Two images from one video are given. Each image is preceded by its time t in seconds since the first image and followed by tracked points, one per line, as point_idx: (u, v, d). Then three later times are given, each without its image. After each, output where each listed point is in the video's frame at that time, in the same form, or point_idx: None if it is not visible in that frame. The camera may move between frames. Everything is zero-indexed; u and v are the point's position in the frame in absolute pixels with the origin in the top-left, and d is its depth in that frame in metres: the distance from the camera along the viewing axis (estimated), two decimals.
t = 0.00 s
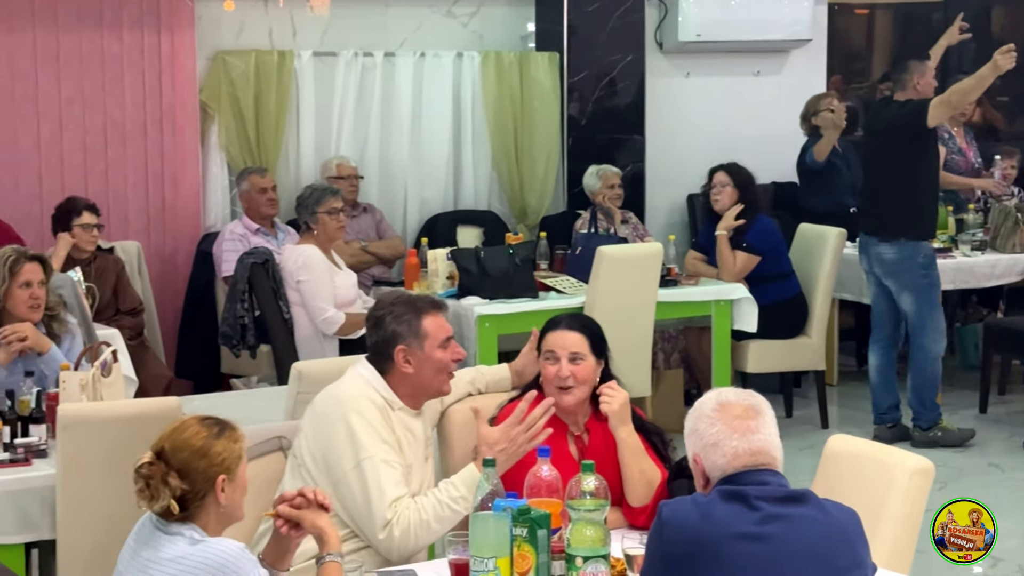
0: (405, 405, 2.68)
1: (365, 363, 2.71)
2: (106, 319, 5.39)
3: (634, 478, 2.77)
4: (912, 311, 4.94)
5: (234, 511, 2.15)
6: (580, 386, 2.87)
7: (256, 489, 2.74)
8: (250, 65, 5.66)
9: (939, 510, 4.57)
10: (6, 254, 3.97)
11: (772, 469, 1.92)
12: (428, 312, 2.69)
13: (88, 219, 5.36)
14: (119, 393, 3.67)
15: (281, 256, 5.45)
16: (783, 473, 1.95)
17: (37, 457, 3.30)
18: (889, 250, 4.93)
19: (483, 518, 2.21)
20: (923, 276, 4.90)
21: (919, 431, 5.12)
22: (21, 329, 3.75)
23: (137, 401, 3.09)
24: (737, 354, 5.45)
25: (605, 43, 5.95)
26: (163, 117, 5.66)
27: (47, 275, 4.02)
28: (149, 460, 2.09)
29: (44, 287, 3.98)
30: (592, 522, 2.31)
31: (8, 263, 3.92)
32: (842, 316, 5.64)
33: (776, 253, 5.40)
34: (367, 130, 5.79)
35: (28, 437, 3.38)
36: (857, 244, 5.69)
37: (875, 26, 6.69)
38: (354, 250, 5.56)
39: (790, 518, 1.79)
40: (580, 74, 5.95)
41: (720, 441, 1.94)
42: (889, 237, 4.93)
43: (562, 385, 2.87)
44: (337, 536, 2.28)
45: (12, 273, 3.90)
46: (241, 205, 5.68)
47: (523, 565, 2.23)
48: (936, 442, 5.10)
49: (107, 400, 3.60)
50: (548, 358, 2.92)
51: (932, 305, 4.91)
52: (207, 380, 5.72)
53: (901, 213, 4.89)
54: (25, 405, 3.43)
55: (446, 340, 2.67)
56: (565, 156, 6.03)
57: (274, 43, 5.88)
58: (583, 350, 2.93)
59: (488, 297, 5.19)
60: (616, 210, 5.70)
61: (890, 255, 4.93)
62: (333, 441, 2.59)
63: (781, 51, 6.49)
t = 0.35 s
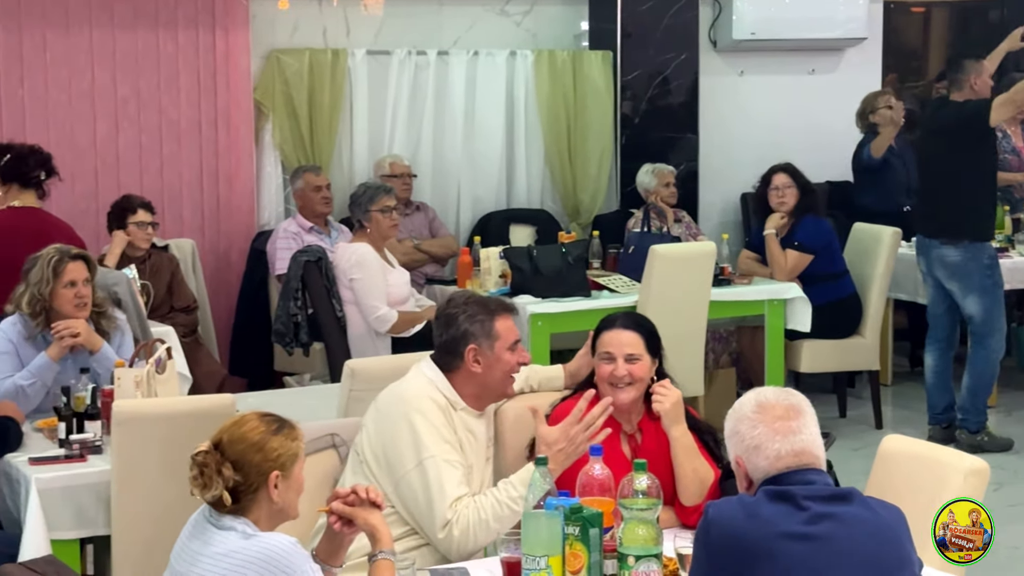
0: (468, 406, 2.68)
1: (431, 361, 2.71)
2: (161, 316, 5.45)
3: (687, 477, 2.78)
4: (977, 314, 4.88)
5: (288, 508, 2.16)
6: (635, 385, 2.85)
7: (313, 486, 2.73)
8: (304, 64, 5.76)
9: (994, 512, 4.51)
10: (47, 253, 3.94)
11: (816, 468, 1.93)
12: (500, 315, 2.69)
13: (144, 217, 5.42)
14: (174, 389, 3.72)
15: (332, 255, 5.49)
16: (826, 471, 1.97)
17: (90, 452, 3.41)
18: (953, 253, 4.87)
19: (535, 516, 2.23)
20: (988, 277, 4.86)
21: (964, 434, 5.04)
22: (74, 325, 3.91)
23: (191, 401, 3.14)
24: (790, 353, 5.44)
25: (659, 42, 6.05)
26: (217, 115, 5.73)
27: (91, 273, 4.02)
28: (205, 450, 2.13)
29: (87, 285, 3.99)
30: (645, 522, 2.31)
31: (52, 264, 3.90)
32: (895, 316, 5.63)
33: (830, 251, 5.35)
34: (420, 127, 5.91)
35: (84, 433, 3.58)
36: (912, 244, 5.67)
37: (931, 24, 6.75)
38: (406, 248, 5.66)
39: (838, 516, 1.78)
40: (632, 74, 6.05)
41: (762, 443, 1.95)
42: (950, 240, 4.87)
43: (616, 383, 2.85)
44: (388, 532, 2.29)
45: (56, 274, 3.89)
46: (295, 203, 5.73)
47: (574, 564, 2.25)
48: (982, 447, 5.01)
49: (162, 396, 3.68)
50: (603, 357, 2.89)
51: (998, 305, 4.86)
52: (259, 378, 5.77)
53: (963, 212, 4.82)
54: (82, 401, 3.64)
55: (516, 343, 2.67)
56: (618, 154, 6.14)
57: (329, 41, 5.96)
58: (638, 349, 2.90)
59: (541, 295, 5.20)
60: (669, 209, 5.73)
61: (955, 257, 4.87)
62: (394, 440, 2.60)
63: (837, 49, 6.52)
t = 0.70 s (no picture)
0: (493, 403, 2.65)
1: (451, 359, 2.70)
2: (206, 314, 5.50)
3: (731, 476, 2.75)
4: None
5: (333, 508, 2.16)
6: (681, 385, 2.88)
7: (355, 486, 2.78)
8: (350, 61, 5.84)
9: None
10: (87, 252, 4.01)
11: (850, 465, 2.00)
12: (530, 314, 2.66)
13: (189, 214, 5.47)
14: (219, 387, 3.81)
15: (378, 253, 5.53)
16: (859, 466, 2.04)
17: (136, 449, 3.55)
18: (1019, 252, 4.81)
19: (578, 516, 2.26)
20: None
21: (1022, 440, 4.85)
22: (119, 322, 3.95)
23: (232, 395, 3.25)
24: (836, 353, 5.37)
25: (703, 39, 6.19)
26: (262, 113, 5.82)
27: (132, 271, 4.09)
28: (254, 447, 2.14)
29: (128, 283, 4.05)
30: (688, 521, 2.32)
31: (92, 262, 3.97)
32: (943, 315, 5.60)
33: (876, 251, 5.34)
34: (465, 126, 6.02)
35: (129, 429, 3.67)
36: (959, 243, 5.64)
37: (981, 22, 6.73)
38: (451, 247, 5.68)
39: (873, 515, 1.88)
40: (678, 70, 6.20)
41: (795, 446, 2.01)
42: (1018, 239, 4.80)
43: (664, 384, 2.87)
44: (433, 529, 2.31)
45: (97, 272, 3.96)
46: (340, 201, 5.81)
47: (618, 562, 2.26)
48: None
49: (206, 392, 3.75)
50: (649, 358, 2.91)
51: None
52: (305, 376, 5.80)
53: None
54: (127, 397, 3.70)
55: (545, 342, 2.64)
56: (663, 153, 6.26)
57: (374, 40, 6.03)
58: (685, 350, 2.94)
59: (585, 294, 5.21)
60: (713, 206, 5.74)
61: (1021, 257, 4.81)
62: (421, 439, 2.60)
63: (883, 47, 6.59)
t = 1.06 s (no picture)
0: (497, 396, 2.71)
1: (452, 355, 2.77)
2: (247, 310, 5.59)
3: (771, 474, 2.77)
4: None
5: (376, 501, 2.16)
6: (718, 380, 2.91)
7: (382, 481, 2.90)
8: (390, 59, 5.91)
9: None
10: (138, 248, 4.07)
11: (882, 462, 2.02)
12: (520, 306, 2.67)
13: (231, 211, 5.52)
14: (260, 381, 3.87)
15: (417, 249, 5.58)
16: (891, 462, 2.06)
17: (177, 444, 3.54)
18: None
19: (619, 512, 2.28)
20: None
21: None
22: (163, 318, 3.98)
23: (273, 391, 3.28)
24: (877, 350, 5.34)
25: (744, 37, 6.26)
26: (303, 110, 5.87)
27: (180, 267, 4.14)
28: (295, 444, 2.12)
29: (178, 279, 4.10)
30: (732, 517, 2.33)
31: (142, 257, 4.03)
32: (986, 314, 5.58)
33: (917, 249, 5.35)
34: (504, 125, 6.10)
35: (171, 424, 3.67)
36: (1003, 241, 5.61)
37: None
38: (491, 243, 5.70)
39: (910, 509, 1.90)
40: (719, 67, 6.27)
41: (826, 445, 2.03)
42: None
43: (700, 380, 2.90)
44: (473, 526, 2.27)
45: (147, 267, 4.01)
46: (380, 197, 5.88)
47: (658, 559, 2.27)
48: None
49: (249, 388, 3.79)
50: (686, 354, 2.94)
51: None
52: (345, 372, 5.85)
53: None
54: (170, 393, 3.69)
55: (538, 334, 2.65)
56: (703, 151, 6.35)
57: (415, 37, 6.08)
58: (720, 343, 2.95)
59: (625, 292, 5.24)
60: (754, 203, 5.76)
61: None
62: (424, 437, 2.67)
63: (925, 44, 6.64)
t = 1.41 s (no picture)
0: (497, 387, 3.07)
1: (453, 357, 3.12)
2: (282, 304, 5.65)
3: (804, 470, 2.84)
4: None
5: (407, 493, 2.21)
6: (754, 372, 2.93)
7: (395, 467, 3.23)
8: (425, 54, 6.00)
9: None
10: (184, 240, 4.12)
11: (912, 456, 2.03)
12: (512, 294, 3.09)
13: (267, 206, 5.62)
14: (295, 377, 3.85)
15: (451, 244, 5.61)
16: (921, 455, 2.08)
17: (212, 438, 3.63)
18: None
19: (653, 506, 2.29)
20: None
21: None
22: (200, 313, 4.03)
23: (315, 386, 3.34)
24: (912, 347, 5.35)
25: (780, 31, 6.29)
26: (339, 106, 5.93)
27: (223, 261, 4.19)
28: (326, 442, 2.17)
29: (222, 273, 4.16)
30: (767, 515, 2.27)
31: (188, 250, 4.08)
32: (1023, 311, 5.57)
33: (954, 245, 5.34)
34: (540, 120, 6.18)
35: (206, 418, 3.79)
36: None
37: None
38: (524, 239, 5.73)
39: (942, 504, 1.92)
40: (755, 63, 6.31)
41: (855, 442, 2.05)
42: None
43: (735, 372, 2.93)
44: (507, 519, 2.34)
45: (191, 260, 4.07)
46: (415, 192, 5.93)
47: (693, 553, 2.29)
48: None
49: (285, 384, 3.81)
50: (720, 346, 2.97)
51: None
52: (380, 367, 5.87)
53: None
54: (204, 387, 3.82)
55: (532, 320, 3.05)
56: (738, 146, 6.42)
57: (450, 32, 6.17)
58: (756, 336, 2.97)
59: (659, 287, 5.28)
60: (790, 199, 5.76)
61: None
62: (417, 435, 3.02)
63: (961, 40, 6.68)
